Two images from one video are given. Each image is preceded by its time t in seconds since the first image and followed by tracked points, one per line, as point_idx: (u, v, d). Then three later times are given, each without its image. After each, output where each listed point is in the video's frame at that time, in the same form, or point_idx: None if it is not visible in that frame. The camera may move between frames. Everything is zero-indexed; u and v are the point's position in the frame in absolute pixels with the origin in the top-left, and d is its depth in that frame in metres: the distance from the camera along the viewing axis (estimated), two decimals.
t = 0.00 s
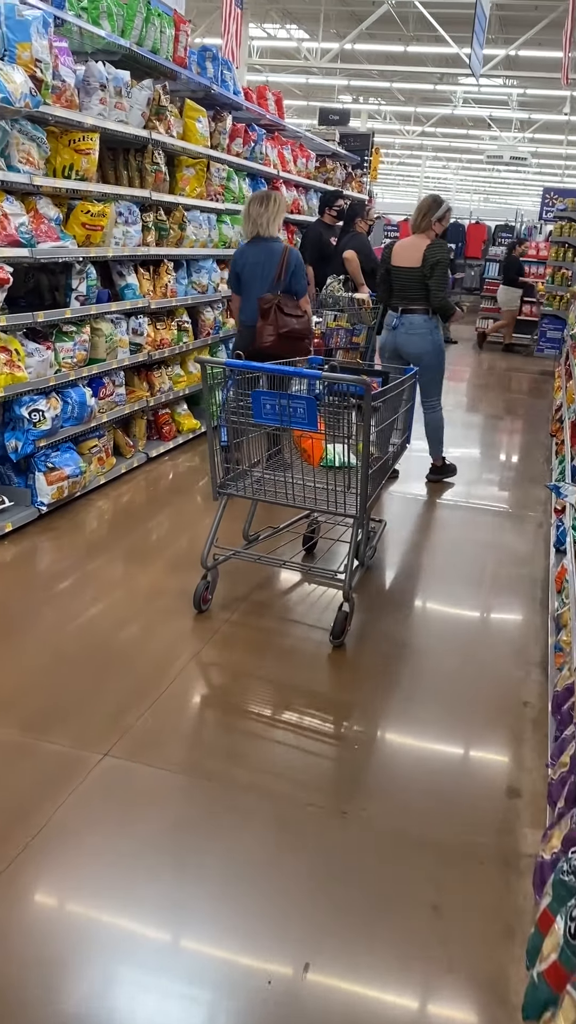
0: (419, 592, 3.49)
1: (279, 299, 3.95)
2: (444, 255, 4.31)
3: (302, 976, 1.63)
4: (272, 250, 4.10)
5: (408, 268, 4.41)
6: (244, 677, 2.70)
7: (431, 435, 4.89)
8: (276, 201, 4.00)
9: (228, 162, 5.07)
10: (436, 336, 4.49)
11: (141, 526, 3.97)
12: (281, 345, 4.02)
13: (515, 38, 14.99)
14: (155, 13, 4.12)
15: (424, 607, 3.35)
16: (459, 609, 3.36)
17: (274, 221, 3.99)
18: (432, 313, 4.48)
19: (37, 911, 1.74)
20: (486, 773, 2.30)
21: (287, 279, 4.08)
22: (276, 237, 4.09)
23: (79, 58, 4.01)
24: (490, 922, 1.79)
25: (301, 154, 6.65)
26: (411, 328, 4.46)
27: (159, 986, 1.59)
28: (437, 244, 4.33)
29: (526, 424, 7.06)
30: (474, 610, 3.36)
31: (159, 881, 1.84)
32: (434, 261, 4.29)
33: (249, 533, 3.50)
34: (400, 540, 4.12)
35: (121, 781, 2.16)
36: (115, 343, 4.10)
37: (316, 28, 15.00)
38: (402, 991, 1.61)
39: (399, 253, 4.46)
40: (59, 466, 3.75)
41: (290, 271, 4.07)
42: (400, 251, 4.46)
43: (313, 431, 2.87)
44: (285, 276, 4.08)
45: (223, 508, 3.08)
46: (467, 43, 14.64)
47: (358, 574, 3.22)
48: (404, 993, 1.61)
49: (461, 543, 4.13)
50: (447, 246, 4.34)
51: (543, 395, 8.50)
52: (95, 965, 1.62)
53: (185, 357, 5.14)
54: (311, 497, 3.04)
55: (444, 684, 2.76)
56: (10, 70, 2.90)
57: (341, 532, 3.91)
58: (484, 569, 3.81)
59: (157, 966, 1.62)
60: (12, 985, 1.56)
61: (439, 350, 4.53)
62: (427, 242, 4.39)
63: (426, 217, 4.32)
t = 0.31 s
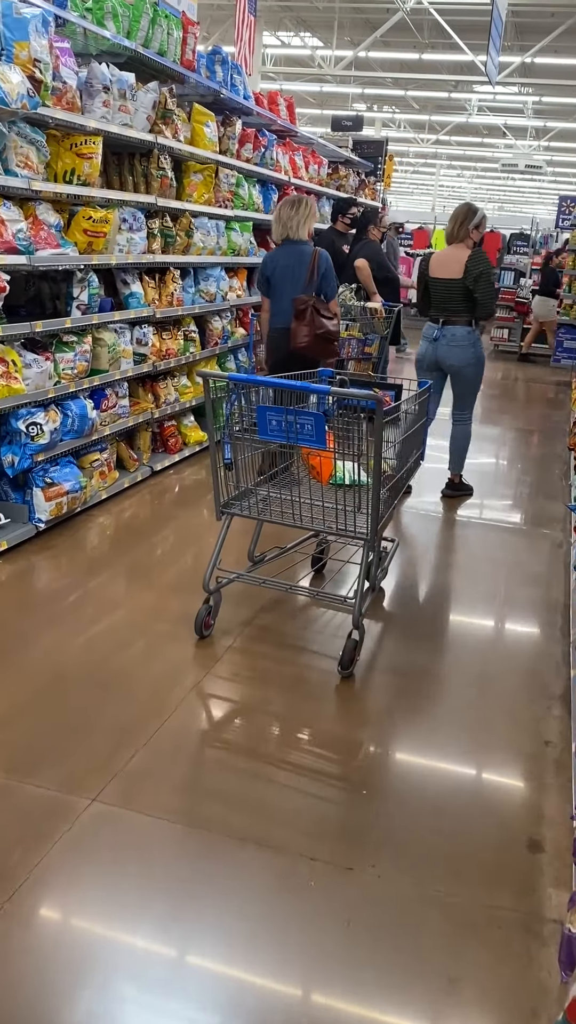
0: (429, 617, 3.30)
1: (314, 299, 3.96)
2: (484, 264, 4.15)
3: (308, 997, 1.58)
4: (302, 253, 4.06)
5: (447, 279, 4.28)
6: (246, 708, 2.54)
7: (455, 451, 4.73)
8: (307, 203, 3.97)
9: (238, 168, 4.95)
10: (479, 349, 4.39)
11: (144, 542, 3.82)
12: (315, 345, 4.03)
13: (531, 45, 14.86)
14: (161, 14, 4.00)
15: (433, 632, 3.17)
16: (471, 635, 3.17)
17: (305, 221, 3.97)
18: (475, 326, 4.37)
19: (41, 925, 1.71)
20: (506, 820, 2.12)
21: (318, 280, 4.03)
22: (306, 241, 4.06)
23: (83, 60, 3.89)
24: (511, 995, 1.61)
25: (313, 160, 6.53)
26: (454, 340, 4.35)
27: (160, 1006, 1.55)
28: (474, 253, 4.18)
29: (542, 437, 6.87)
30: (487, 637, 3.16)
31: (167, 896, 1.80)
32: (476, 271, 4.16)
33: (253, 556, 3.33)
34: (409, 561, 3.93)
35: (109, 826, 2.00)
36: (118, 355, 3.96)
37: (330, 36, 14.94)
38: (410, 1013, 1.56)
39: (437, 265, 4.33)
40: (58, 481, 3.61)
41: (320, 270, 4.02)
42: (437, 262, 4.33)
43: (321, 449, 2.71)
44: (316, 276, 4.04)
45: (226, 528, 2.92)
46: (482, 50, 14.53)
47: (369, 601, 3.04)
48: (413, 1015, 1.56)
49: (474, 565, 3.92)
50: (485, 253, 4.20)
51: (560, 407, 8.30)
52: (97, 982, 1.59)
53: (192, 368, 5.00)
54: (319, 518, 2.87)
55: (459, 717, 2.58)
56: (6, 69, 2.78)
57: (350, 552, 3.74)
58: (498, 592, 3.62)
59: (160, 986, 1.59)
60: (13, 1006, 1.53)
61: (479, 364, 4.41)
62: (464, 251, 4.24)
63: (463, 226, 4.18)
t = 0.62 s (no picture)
0: (441, 646, 3.11)
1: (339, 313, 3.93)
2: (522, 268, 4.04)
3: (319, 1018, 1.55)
4: (328, 267, 4.06)
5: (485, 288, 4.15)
6: (248, 749, 2.38)
7: (477, 464, 4.56)
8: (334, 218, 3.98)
9: (247, 173, 4.82)
10: (512, 360, 4.23)
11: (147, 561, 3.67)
12: (339, 358, 3.98)
13: (546, 50, 14.71)
14: (168, 14, 3.87)
15: (445, 662, 2.99)
16: (488, 666, 2.99)
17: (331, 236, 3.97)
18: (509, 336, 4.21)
19: (44, 941, 1.69)
20: (529, 879, 1.95)
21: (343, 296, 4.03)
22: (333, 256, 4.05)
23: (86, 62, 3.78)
24: None
25: (324, 165, 6.40)
26: (486, 351, 4.19)
27: None
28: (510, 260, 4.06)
29: (558, 448, 6.69)
30: (500, 667, 2.98)
31: (174, 918, 1.76)
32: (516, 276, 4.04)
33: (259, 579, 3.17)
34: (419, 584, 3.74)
35: (98, 883, 1.84)
36: (121, 366, 3.82)
37: (343, 42, 14.84)
38: None
39: (473, 274, 4.20)
40: (57, 497, 3.48)
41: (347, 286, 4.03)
42: (473, 270, 4.20)
43: (331, 470, 2.55)
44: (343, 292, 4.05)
45: (230, 552, 2.76)
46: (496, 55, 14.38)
47: (381, 629, 2.87)
48: None
49: (487, 587, 3.73)
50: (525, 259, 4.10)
51: None
52: (98, 1003, 1.56)
53: (199, 378, 4.87)
54: (328, 541, 2.71)
55: (476, 758, 2.42)
56: (2, 70, 2.66)
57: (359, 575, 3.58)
58: (515, 617, 3.43)
59: (168, 1006, 1.56)
60: None
61: (512, 376, 4.25)
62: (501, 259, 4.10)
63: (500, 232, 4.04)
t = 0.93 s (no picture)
0: (443, 665, 2.98)
1: (344, 312, 4.08)
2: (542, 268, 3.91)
3: None
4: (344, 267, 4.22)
5: (502, 289, 4.01)
6: (235, 777, 2.26)
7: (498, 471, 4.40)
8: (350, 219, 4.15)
9: (247, 173, 4.71)
10: (532, 366, 4.12)
11: (138, 572, 3.56)
12: (346, 356, 4.13)
13: (557, 52, 14.56)
14: (165, 9, 3.76)
15: (446, 682, 2.86)
16: (492, 687, 2.84)
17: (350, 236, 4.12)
18: (528, 341, 4.08)
19: (41, 950, 1.67)
20: (530, 926, 1.81)
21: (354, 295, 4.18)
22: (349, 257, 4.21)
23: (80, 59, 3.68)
24: None
25: (329, 166, 6.27)
26: (505, 358, 4.08)
27: None
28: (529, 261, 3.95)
29: (568, 454, 6.52)
30: (505, 689, 2.83)
31: (150, 963, 1.65)
32: (535, 276, 3.91)
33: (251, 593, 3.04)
34: (421, 597, 3.60)
35: (68, 927, 1.73)
36: (114, 370, 3.71)
37: (352, 45, 14.75)
38: None
39: (491, 277, 4.07)
40: (45, 506, 3.36)
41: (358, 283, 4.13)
42: (491, 272, 4.08)
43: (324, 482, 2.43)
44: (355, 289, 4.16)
45: (219, 565, 2.64)
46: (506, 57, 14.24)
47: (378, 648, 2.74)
48: None
49: (492, 601, 3.58)
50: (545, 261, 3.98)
51: None
52: (94, 1015, 1.54)
53: (197, 383, 4.75)
54: (323, 554, 2.58)
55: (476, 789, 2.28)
56: None
57: (358, 588, 3.44)
58: (522, 633, 3.29)
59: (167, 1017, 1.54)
60: None
61: (534, 382, 4.15)
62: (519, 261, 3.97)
63: (519, 233, 3.91)
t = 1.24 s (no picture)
0: (438, 683, 2.89)
1: (358, 319, 4.10)
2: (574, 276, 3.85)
3: None
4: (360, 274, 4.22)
5: (530, 296, 3.91)
6: (214, 807, 2.17)
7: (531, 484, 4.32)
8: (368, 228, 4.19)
9: (242, 176, 4.63)
10: (558, 374, 4.02)
11: (125, 586, 3.47)
12: (360, 361, 4.15)
13: (562, 55, 14.48)
14: (156, 10, 3.69)
15: (439, 705, 2.76)
16: (486, 710, 2.74)
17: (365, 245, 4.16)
18: (554, 349, 3.99)
19: (35, 969, 1.67)
20: (520, 968, 1.73)
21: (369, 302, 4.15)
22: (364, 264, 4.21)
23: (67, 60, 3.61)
24: None
25: (328, 170, 6.20)
26: (531, 366, 3.97)
27: None
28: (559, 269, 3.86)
29: (571, 460, 6.41)
30: (500, 711, 2.74)
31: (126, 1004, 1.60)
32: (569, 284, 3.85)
33: (238, 610, 2.96)
34: (416, 612, 3.50)
35: (41, 966, 1.67)
36: (103, 378, 3.63)
37: (355, 48, 14.68)
38: None
39: (519, 284, 3.96)
40: (29, 518, 3.29)
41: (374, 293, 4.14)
42: (518, 279, 3.97)
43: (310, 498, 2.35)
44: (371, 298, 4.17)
45: (202, 582, 2.57)
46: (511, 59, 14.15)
47: (367, 669, 2.65)
48: None
49: (489, 617, 3.47)
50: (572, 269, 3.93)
51: None
52: None
53: (191, 391, 4.67)
54: (309, 572, 2.50)
55: (466, 821, 2.19)
56: None
57: (350, 604, 3.35)
58: (519, 650, 3.20)
59: None
60: None
61: (559, 391, 4.05)
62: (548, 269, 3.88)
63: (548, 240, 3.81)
